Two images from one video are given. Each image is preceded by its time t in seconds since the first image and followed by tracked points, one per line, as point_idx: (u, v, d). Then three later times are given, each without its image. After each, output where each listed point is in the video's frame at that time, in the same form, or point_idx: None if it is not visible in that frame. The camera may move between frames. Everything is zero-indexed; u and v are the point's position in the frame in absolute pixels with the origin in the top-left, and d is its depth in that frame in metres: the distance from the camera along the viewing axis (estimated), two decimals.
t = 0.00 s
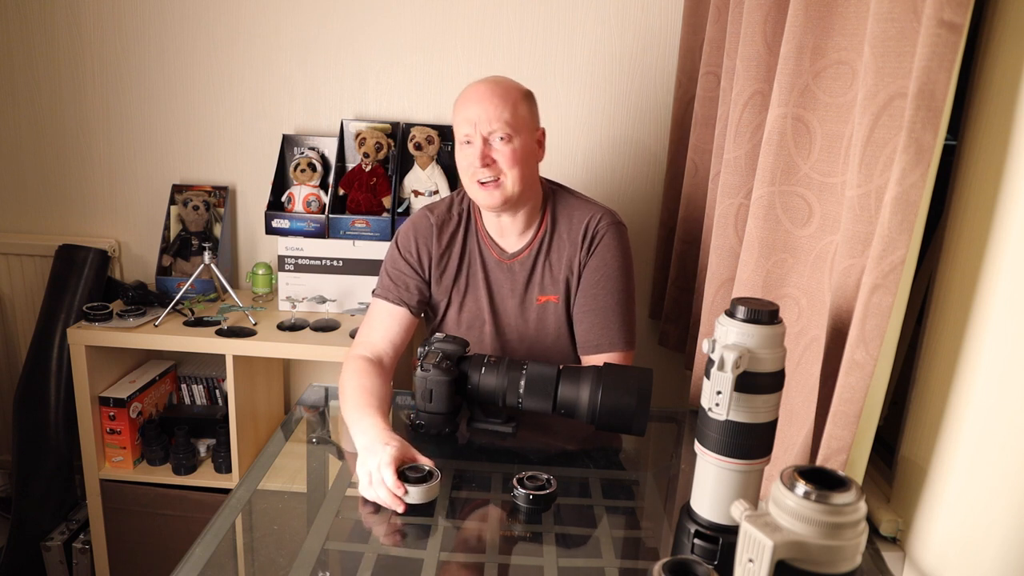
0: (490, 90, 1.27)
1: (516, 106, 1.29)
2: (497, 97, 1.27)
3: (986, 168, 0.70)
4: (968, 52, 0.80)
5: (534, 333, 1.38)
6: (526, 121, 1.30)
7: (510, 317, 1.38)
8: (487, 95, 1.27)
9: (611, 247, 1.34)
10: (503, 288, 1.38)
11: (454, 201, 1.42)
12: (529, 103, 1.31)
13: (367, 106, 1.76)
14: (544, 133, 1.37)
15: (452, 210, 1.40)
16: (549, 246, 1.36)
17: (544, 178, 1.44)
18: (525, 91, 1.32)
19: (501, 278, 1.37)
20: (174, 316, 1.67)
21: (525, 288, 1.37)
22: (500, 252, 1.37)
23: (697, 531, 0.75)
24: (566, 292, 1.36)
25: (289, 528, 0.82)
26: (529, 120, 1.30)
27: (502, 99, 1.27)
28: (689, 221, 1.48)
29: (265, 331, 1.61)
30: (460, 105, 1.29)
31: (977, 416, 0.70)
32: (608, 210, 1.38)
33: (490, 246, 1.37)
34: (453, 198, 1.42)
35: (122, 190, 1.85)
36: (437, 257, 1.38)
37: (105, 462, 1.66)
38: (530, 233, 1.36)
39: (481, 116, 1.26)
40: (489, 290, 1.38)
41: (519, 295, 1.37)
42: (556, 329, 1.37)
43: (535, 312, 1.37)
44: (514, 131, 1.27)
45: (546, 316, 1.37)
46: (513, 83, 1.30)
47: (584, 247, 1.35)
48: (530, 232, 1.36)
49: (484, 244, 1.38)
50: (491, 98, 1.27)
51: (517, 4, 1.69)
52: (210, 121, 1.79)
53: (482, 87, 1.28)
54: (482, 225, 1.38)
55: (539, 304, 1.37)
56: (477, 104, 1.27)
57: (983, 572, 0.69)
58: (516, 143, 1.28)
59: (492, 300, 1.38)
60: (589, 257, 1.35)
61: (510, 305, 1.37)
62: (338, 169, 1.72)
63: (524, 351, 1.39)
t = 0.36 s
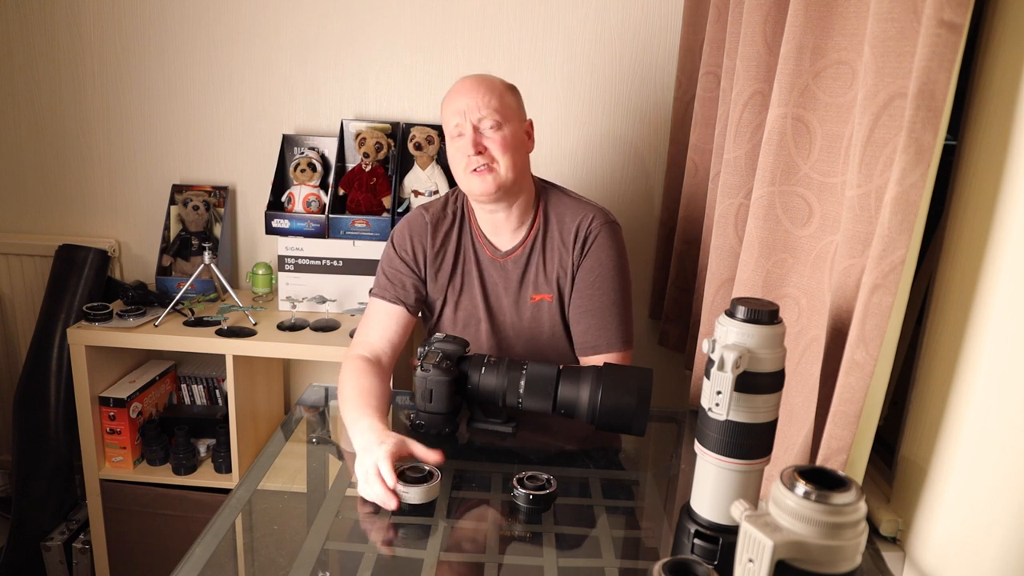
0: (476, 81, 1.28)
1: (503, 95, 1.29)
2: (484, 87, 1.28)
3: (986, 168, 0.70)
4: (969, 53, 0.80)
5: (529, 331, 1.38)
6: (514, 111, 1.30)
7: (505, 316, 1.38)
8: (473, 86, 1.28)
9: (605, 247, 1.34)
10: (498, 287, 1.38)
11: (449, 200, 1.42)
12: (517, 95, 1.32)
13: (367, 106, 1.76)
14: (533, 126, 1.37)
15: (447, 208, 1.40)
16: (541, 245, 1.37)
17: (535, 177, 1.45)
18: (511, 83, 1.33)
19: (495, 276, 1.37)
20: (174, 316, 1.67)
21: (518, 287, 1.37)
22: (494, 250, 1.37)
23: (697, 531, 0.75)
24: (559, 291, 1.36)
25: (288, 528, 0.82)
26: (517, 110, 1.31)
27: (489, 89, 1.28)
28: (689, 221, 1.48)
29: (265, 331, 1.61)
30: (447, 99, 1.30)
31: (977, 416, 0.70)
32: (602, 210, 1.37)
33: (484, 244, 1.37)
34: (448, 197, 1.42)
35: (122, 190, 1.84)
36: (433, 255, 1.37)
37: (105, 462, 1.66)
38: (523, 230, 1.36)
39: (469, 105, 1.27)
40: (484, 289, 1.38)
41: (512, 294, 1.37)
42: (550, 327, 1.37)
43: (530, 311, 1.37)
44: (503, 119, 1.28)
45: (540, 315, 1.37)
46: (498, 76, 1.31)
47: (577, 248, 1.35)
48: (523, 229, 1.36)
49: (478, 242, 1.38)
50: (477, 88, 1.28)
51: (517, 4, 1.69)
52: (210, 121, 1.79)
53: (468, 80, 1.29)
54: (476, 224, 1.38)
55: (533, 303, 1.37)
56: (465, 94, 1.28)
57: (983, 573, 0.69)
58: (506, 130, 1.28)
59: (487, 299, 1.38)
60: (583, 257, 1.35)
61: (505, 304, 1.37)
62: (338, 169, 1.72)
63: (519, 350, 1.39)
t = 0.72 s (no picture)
0: (488, 88, 1.27)
1: (515, 102, 1.29)
2: (496, 93, 1.27)
3: (986, 168, 0.70)
4: (968, 53, 0.80)
5: (534, 333, 1.38)
6: (526, 117, 1.30)
7: (511, 318, 1.38)
8: (485, 93, 1.27)
9: (610, 248, 1.34)
10: (504, 289, 1.38)
11: (455, 202, 1.41)
12: (527, 100, 1.32)
13: (367, 106, 1.76)
14: (543, 130, 1.37)
15: (453, 210, 1.39)
16: (548, 246, 1.36)
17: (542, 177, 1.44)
18: (523, 88, 1.32)
19: (502, 278, 1.37)
20: (174, 316, 1.67)
21: (525, 289, 1.37)
22: (500, 253, 1.37)
23: (697, 531, 0.75)
24: (566, 292, 1.36)
25: (289, 528, 0.82)
26: (528, 116, 1.30)
27: (501, 95, 1.27)
28: (689, 221, 1.48)
29: (265, 331, 1.61)
30: (458, 104, 1.29)
31: (976, 416, 0.70)
32: (607, 209, 1.37)
33: (491, 247, 1.37)
34: (453, 199, 1.42)
35: (122, 190, 1.84)
36: (438, 257, 1.37)
37: (105, 462, 1.66)
38: (531, 235, 1.36)
39: (481, 113, 1.26)
40: (490, 292, 1.38)
41: (519, 296, 1.37)
42: (556, 329, 1.37)
43: (535, 313, 1.37)
44: (515, 127, 1.27)
45: (546, 317, 1.37)
46: (510, 81, 1.30)
47: (584, 248, 1.35)
48: (531, 233, 1.36)
49: (485, 245, 1.37)
50: (489, 94, 1.27)
51: (517, 4, 1.69)
52: (210, 121, 1.79)
53: (480, 85, 1.28)
54: (482, 226, 1.38)
55: (538, 305, 1.37)
56: (476, 100, 1.27)
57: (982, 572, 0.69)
58: (518, 139, 1.27)
59: (493, 301, 1.38)
60: (589, 257, 1.35)
61: (511, 307, 1.37)
62: (338, 169, 1.72)
63: (524, 351, 1.39)
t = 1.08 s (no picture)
0: (502, 92, 1.27)
1: (528, 106, 1.29)
2: (510, 97, 1.27)
3: (985, 168, 0.70)
4: (968, 53, 0.80)
5: (540, 335, 1.38)
6: (538, 122, 1.30)
7: (516, 320, 1.38)
8: (499, 97, 1.27)
9: (617, 247, 1.34)
10: (512, 291, 1.37)
11: (462, 204, 1.41)
12: (538, 105, 1.32)
13: (368, 106, 1.76)
14: (554, 135, 1.37)
15: (460, 212, 1.40)
16: (556, 247, 1.36)
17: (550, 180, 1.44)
18: (534, 93, 1.32)
19: (509, 281, 1.37)
20: (174, 316, 1.67)
21: (532, 291, 1.37)
22: (508, 255, 1.37)
23: (697, 531, 0.75)
24: (572, 293, 1.36)
25: (289, 528, 0.82)
26: (540, 121, 1.31)
27: (515, 100, 1.27)
28: (689, 221, 1.48)
29: (265, 331, 1.61)
30: (470, 107, 1.28)
31: (976, 416, 0.70)
32: (614, 209, 1.38)
33: (498, 249, 1.37)
34: (460, 201, 1.42)
35: (122, 189, 1.85)
36: (444, 260, 1.37)
37: (105, 462, 1.66)
38: (540, 237, 1.36)
39: (495, 118, 1.26)
40: (497, 295, 1.37)
41: (526, 298, 1.36)
42: (562, 330, 1.37)
43: (542, 315, 1.37)
44: (529, 132, 1.27)
45: (553, 318, 1.37)
46: (522, 85, 1.30)
47: (590, 248, 1.35)
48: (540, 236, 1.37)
49: (491, 247, 1.37)
50: (503, 98, 1.27)
51: (517, 4, 1.69)
52: (210, 121, 1.79)
53: (494, 89, 1.28)
54: (490, 229, 1.38)
55: (545, 306, 1.37)
56: (491, 105, 1.27)
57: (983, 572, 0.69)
58: (531, 144, 1.28)
59: (500, 303, 1.38)
60: (595, 257, 1.35)
61: (517, 309, 1.37)
62: (338, 169, 1.72)
63: (530, 353, 1.39)
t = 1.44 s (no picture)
0: (496, 95, 1.26)
1: (522, 110, 1.28)
2: (504, 101, 1.26)
3: (986, 168, 0.70)
4: (968, 52, 0.80)
5: (534, 334, 1.38)
6: (532, 126, 1.30)
7: (510, 320, 1.38)
8: (493, 100, 1.26)
9: (611, 248, 1.34)
10: (505, 291, 1.37)
11: (456, 203, 1.41)
12: (532, 108, 1.31)
13: (367, 106, 1.76)
14: (546, 136, 1.36)
15: (455, 211, 1.39)
16: (549, 247, 1.36)
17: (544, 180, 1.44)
18: (527, 95, 1.31)
19: (502, 281, 1.37)
20: (174, 316, 1.67)
21: (525, 291, 1.37)
22: (501, 256, 1.37)
23: (697, 531, 0.75)
24: (566, 294, 1.36)
25: (289, 528, 0.82)
26: (534, 124, 1.30)
27: (509, 104, 1.27)
28: (689, 221, 1.48)
29: (265, 331, 1.61)
30: (464, 110, 1.27)
31: (976, 416, 0.70)
32: (608, 210, 1.38)
33: (492, 248, 1.37)
34: (455, 200, 1.42)
35: (122, 189, 1.84)
36: (439, 259, 1.37)
37: (105, 462, 1.66)
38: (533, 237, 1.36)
39: (489, 121, 1.25)
40: (491, 294, 1.38)
41: (519, 298, 1.37)
42: (556, 331, 1.38)
43: (535, 315, 1.37)
44: (523, 136, 1.27)
45: (546, 318, 1.37)
46: (516, 87, 1.30)
47: (585, 248, 1.35)
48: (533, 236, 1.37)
49: (485, 246, 1.37)
50: (497, 102, 1.26)
51: (517, 4, 1.69)
52: (210, 121, 1.79)
53: (487, 92, 1.27)
54: (484, 228, 1.38)
55: (539, 307, 1.37)
56: (485, 108, 1.26)
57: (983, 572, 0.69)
58: (524, 148, 1.27)
59: (494, 303, 1.38)
60: (590, 257, 1.35)
61: (511, 309, 1.37)
62: (338, 169, 1.72)
63: (525, 352, 1.39)
